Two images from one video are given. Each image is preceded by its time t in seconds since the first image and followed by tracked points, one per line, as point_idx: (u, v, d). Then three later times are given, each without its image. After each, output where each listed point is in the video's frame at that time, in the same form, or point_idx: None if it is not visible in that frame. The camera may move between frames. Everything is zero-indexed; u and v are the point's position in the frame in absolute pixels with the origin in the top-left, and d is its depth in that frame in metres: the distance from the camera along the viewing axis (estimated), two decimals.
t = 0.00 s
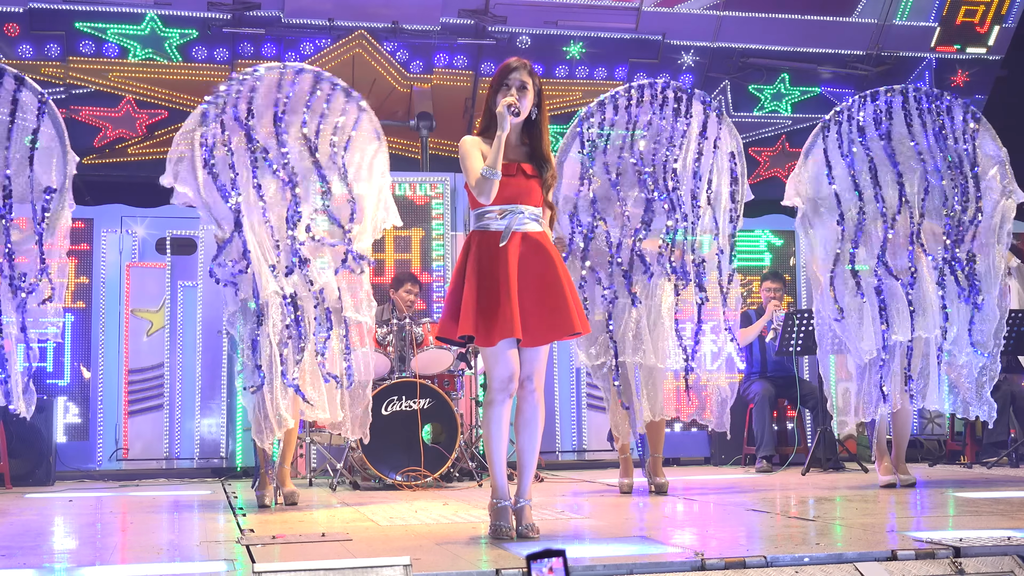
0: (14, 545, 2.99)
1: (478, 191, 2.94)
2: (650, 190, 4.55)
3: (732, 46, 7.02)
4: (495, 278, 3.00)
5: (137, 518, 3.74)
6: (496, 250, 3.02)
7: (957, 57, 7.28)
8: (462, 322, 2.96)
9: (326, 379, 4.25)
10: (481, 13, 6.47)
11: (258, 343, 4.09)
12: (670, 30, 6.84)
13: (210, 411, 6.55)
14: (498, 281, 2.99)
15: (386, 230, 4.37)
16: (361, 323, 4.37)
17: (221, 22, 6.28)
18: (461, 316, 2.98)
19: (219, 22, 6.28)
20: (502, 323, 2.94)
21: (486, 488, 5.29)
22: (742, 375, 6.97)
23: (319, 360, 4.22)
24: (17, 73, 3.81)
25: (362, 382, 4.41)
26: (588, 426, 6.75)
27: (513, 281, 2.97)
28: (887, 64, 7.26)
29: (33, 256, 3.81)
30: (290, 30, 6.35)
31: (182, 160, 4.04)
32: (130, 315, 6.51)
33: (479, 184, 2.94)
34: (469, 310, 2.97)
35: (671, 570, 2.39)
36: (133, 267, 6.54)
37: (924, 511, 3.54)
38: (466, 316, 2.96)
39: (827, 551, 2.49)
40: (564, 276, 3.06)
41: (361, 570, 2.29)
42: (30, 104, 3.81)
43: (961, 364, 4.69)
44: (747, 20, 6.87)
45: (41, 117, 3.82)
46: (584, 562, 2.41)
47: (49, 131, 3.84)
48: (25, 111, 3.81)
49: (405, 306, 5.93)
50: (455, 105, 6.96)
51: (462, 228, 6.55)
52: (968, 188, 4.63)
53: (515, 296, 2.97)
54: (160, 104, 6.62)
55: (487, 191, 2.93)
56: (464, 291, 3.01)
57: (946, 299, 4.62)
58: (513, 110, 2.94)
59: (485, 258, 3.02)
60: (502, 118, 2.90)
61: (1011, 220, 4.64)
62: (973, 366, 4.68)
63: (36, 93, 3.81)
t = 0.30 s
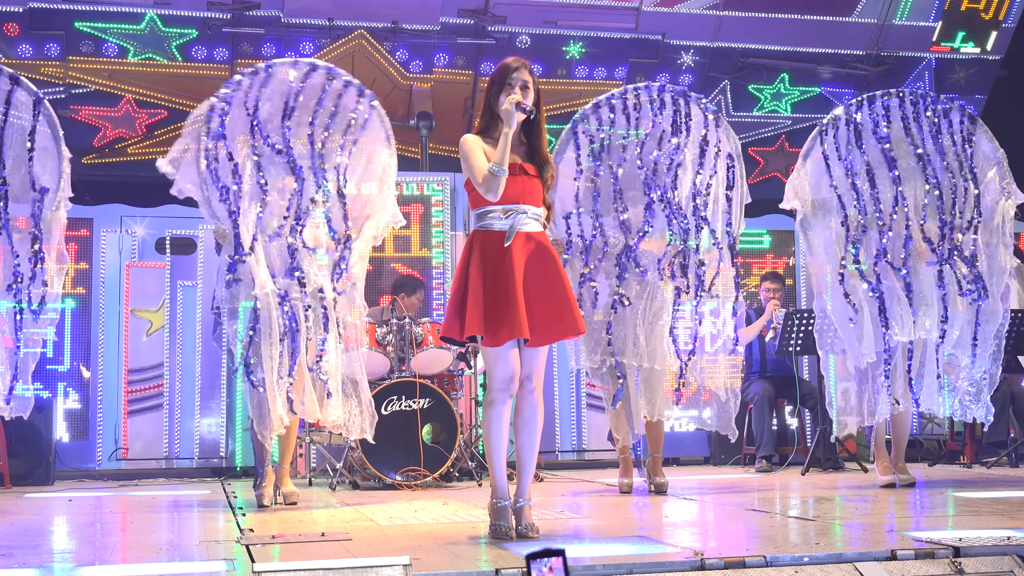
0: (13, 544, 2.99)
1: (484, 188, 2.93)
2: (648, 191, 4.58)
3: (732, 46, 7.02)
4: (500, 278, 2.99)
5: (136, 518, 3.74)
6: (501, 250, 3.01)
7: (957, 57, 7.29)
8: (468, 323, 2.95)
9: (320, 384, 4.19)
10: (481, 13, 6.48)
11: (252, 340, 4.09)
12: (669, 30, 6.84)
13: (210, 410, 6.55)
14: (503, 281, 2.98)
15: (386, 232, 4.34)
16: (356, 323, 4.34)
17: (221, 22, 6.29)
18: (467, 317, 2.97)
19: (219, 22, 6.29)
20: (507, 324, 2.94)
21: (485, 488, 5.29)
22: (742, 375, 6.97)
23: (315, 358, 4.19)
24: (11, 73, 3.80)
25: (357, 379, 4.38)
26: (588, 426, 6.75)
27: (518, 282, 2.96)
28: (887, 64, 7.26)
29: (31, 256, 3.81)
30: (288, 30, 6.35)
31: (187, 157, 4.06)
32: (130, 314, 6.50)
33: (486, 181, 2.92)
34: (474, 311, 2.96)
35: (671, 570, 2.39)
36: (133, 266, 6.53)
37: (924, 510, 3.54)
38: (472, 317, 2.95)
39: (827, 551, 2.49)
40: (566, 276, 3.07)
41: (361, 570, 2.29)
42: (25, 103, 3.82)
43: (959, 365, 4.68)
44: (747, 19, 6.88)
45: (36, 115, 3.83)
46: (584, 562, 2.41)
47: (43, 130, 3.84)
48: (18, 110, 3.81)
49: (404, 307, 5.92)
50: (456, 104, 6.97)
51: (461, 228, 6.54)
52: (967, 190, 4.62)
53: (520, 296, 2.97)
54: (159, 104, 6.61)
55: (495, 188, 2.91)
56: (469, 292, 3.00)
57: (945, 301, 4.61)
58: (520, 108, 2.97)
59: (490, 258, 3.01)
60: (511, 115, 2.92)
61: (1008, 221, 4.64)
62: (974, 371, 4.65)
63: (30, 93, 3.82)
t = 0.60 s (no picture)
0: (14, 544, 3.00)
1: (491, 186, 2.92)
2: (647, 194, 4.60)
3: (732, 46, 7.03)
4: (505, 279, 2.98)
5: (136, 518, 3.74)
6: (505, 250, 3.00)
7: (957, 57, 7.29)
8: (474, 323, 2.94)
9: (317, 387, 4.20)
10: (481, 13, 6.51)
11: (251, 342, 4.06)
12: (669, 30, 6.84)
13: (210, 411, 6.56)
14: (508, 282, 2.98)
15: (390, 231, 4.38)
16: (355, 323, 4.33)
17: (221, 22, 6.29)
18: (473, 317, 2.96)
19: (219, 22, 6.29)
20: (513, 323, 2.93)
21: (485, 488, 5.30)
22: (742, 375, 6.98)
23: (314, 359, 4.19)
24: (11, 75, 3.81)
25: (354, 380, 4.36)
26: (588, 427, 6.75)
27: (523, 281, 2.96)
28: (887, 64, 7.26)
29: (30, 256, 3.81)
30: (288, 30, 6.37)
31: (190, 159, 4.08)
32: (130, 315, 6.51)
33: (492, 178, 2.92)
34: (481, 312, 2.95)
35: (671, 570, 2.39)
36: (133, 266, 6.55)
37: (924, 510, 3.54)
38: (479, 317, 2.94)
39: (827, 551, 2.49)
40: (568, 276, 3.07)
41: (361, 570, 2.29)
42: (24, 105, 3.82)
43: (965, 369, 4.74)
44: (746, 19, 6.89)
45: (35, 118, 3.82)
46: (584, 562, 2.41)
47: (42, 133, 3.83)
48: (18, 112, 3.81)
49: (405, 308, 5.92)
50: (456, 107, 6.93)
51: (461, 228, 6.54)
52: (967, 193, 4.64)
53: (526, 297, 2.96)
54: (160, 104, 6.53)
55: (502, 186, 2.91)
56: (475, 292, 2.99)
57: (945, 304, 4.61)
58: (526, 107, 2.95)
59: (494, 258, 3.01)
60: (516, 114, 2.92)
61: (1009, 224, 4.65)
62: (979, 372, 4.70)
63: (30, 95, 3.81)
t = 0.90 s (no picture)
0: (15, 544, 3.00)
1: (494, 185, 2.91)
2: (648, 195, 4.58)
3: (732, 46, 7.03)
4: (506, 279, 2.98)
5: (136, 518, 3.74)
6: (506, 250, 3.00)
7: (958, 57, 7.30)
8: (475, 323, 2.95)
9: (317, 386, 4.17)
10: (481, 13, 6.48)
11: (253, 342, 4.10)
12: (669, 30, 6.83)
13: (210, 411, 6.56)
14: (509, 282, 2.98)
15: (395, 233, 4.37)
16: (361, 322, 4.32)
17: (221, 22, 6.28)
18: (474, 318, 2.96)
19: (219, 22, 6.29)
20: (514, 323, 2.93)
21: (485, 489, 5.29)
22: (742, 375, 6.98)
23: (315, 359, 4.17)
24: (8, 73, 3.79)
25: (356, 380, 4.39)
26: (588, 427, 6.75)
27: (524, 281, 2.96)
28: (887, 64, 7.25)
29: (28, 256, 3.80)
30: (289, 29, 6.33)
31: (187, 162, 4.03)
32: (130, 315, 6.51)
33: (496, 178, 2.91)
34: (482, 312, 2.95)
35: (671, 570, 2.39)
36: (133, 266, 6.54)
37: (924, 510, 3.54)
38: (481, 318, 2.94)
39: (827, 551, 2.49)
40: (568, 276, 3.07)
41: (361, 570, 2.29)
42: (22, 103, 3.80)
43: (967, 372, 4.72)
44: (747, 19, 6.87)
45: (33, 116, 3.80)
46: (584, 562, 2.41)
47: (40, 131, 3.82)
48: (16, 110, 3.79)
49: (405, 309, 5.92)
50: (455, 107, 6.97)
51: (461, 228, 6.54)
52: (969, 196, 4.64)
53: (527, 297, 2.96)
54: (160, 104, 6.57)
55: (506, 184, 2.90)
56: (476, 292, 2.99)
57: (943, 305, 4.61)
58: (530, 106, 2.98)
59: (495, 258, 3.01)
60: (521, 112, 2.92)
61: (1010, 228, 4.67)
62: (981, 378, 4.68)
63: (27, 93, 3.80)
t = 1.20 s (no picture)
0: (15, 544, 3.00)
1: (495, 183, 2.91)
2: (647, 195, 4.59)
3: (732, 47, 7.04)
4: (505, 279, 2.98)
5: (136, 518, 3.74)
6: (505, 250, 3.00)
7: (957, 57, 7.29)
8: (475, 323, 2.95)
9: (316, 384, 4.20)
10: (481, 13, 6.48)
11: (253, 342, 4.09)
12: (670, 30, 6.83)
13: (210, 411, 6.56)
14: (509, 282, 2.97)
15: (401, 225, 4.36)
16: (361, 322, 4.31)
17: (221, 22, 6.28)
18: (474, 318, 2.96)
19: (219, 22, 6.28)
20: (514, 322, 2.93)
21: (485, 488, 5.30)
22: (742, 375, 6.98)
23: (314, 357, 4.19)
24: (12, 77, 3.81)
25: (360, 380, 4.34)
26: (588, 427, 6.75)
27: (523, 280, 2.96)
28: (887, 64, 7.25)
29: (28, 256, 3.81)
30: (289, 29, 6.34)
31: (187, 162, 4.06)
32: (130, 315, 6.51)
33: (497, 176, 2.90)
34: (482, 312, 2.96)
35: (671, 570, 2.39)
36: (133, 267, 6.54)
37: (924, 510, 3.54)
38: (481, 318, 2.94)
39: (827, 551, 2.49)
40: (567, 274, 3.07)
41: (361, 570, 2.29)
42: (24, 106, 3.81)
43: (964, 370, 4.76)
44: (747, 19, 6.86)
45: (34, 120, 3.81)
46: (584, 562, 2.41)
47: (40, 136, 3.83)
48: (17, 113, 3.81)
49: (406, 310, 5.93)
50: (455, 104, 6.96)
51: (461, 228, 6.54)
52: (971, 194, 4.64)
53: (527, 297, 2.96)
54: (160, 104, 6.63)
55: (507, 182, 2.90)
56: (476, 292, 2.99)
57: (945, 305, 4.60)
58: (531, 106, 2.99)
59: (494, 258, 3.01)
60: (522, 112, 2.94)
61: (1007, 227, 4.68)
62: (979, 377, 4.71)
63: (29, 97, 3.81)
